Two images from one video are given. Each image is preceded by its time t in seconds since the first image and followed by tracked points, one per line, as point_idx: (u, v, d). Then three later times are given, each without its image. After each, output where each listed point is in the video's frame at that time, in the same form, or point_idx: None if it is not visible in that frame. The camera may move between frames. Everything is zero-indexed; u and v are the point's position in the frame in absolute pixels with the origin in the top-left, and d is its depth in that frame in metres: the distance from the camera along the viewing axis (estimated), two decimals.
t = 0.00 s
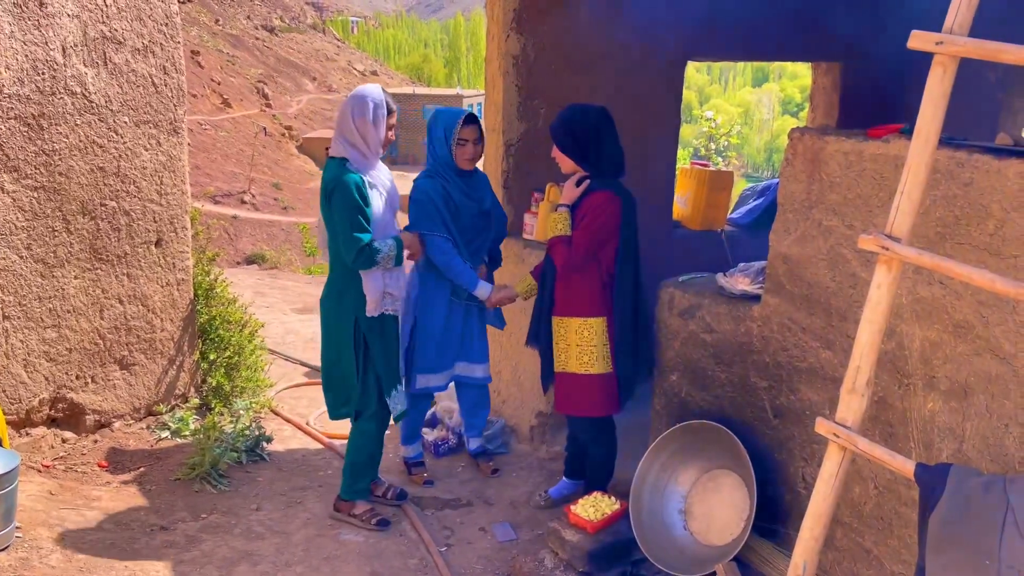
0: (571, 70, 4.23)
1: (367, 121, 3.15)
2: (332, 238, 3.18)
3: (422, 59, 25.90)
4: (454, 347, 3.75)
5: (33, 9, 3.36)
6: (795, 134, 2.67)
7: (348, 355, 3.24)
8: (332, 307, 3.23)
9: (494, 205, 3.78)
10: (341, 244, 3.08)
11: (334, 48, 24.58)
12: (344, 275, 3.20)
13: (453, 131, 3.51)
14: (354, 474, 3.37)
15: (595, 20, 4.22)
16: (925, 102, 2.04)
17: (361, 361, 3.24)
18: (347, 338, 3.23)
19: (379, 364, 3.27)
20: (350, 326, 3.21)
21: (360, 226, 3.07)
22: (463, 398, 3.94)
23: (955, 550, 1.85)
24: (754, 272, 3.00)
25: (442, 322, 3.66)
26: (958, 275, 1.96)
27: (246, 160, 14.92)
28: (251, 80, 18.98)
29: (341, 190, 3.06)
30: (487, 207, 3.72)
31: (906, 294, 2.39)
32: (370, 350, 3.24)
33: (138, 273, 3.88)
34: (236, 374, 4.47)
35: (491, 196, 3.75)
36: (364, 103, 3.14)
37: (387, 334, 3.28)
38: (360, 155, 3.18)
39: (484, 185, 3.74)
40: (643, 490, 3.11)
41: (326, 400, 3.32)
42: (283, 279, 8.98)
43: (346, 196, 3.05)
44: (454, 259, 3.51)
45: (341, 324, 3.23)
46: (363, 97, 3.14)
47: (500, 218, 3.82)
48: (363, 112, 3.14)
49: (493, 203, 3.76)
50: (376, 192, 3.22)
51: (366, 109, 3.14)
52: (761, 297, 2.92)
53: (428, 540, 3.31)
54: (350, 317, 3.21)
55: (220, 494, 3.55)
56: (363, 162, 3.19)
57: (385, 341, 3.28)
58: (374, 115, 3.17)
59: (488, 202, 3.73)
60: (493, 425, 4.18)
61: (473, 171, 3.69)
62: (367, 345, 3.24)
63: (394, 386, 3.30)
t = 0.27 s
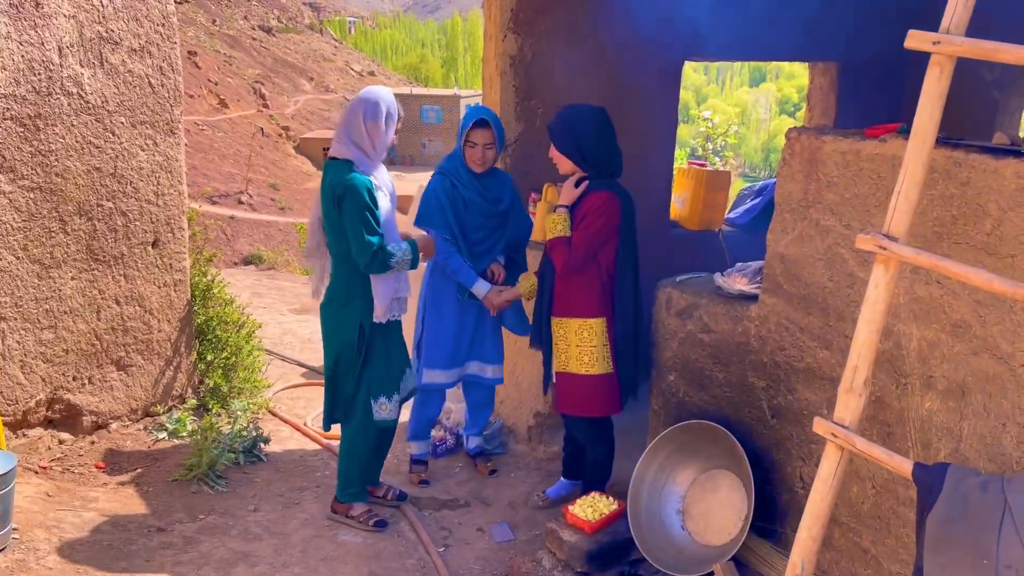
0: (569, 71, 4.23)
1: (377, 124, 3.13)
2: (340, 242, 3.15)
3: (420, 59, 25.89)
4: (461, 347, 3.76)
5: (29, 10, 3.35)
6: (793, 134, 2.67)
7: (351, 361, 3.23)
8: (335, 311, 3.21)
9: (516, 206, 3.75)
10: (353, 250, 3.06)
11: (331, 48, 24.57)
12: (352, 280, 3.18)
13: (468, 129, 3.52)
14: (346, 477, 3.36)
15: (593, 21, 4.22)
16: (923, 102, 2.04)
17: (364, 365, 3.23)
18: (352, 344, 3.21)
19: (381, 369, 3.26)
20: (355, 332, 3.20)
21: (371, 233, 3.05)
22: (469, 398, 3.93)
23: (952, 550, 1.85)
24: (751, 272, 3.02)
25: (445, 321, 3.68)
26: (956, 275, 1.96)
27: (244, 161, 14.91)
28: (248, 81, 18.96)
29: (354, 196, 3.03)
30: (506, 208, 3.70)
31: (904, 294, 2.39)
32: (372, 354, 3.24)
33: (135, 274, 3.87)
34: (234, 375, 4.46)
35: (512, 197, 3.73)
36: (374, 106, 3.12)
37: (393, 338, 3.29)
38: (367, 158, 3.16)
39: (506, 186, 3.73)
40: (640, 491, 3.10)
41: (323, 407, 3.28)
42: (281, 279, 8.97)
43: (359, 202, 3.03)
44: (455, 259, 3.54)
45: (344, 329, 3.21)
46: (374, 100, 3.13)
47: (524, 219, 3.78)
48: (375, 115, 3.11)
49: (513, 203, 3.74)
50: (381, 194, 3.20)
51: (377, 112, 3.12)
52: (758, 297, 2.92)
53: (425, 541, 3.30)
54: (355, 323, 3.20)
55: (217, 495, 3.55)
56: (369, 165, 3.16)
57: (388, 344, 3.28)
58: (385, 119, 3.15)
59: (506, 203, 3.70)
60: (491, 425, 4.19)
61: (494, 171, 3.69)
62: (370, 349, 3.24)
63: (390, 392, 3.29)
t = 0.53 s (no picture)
0: (566, 71, 4.23)
1: (389, 129, 3.16)
2: (349, 243, 3.12)
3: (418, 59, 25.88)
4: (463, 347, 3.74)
5: (26, 10, 3.35)
6: (790, 134, 2.67)
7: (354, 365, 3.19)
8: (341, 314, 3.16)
9: (524, 206, 3.72)
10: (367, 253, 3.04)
11: (329, 49, 24.55)
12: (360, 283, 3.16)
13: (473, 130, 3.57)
14: (348, 478, 3.33)
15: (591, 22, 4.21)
16: (920, 103, 2.04)
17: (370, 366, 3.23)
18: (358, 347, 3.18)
19: (384, 371, 3.28)
20: (362, 334, 3.18)
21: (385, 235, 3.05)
22: (471, 397, 3.94)
23: (951, 550, 1.85)
24: (750, 272, 2.99)
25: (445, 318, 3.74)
26: (954, 275, 1.96)
27: (241, 161, 14.90)
28: (246, 81, 18.95)
29: (370, 199, 3.01)
30: (512, 207, 3.68)
31: (902, 294, 2.39)
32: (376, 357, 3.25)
33: (133, 275, 3.87)
34: (231, 376, 4.44)
35: (520, 196, 3.71)
36: (388, 110, 3.13)
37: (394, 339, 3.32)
38: (375, 161, 3.18)
39: (516, 186, 3.72)
40: (639, 491, 3.11)
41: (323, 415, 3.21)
42: (279, 280, 8.96)
43: (374, 205, 3.02)
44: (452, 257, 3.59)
45: (349, 331, 3.18)
46: (388, 104, 3.14)
47: (533, 220, 3.75)
48: (388, 120, 3.13)
49: (523, 204, 3.72)
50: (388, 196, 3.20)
51: (391, 117, 3.14)
52: (756, 297, 2.92)
53: (424, 542, 3.30)
54: (362, 325, 3.18)
55: (215, 496, 3.54)
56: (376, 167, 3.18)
57: (390, 345, 3.30)
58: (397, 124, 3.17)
59: (512, 203, 3.67)
60: (490, 425, 4.17)
61: (504, 170, 3.68)
62: (375, 352, 3.24)
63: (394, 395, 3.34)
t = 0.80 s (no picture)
0: (564, 73, 4.24)
1: (395, 130, 3.13)
2: (363, 244, 3.10)
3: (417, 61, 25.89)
4: (456, 346, 3.77)
5: (24, 12, 3.34)
6: (789, 136, 2.68)
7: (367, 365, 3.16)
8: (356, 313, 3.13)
9: (523, 209, 3.70)
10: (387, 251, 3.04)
11: (328, 50, 24.54)
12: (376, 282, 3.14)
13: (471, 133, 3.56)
14: (349, 479, 3.32)
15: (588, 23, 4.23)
16: (917, 106, 2.05)
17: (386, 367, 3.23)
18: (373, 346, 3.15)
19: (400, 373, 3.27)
20: (378, 334, 3.16)
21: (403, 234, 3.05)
22: (469, 399, 3.94)
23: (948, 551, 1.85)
24: (748, 274, 3.04)
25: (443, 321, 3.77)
26: (951, 276, 1.97)
27: (240, 163, 14.90)
28: (245, 82, 18.95)
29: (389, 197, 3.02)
30: (509, 210, 3.66)
31: (900, 295, 2.40)
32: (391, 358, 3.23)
33: (131, 276, 3.87)
34: (230, 377, 4.43)
35: (519, 199, 3.68)
36: (394, 111, 3.11)
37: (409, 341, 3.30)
38: (385, 163, 3.15)
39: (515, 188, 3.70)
40: (637, 490, 3.11)
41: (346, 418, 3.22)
42: (277, 281, 8.96)
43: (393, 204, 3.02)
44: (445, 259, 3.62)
45: (365, 333, 3.14)
46: (394, 105, 3.13)
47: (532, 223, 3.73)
48: (395, 121, 3.11)
49: (522, 206, 3.70)
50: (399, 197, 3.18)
51: (398, 118, 3.12)
52: (754, 298, 2.93)
53: (422, 543, 3.30)
54: (378, 325, 3.15)
55: (214, 497, 3.54)
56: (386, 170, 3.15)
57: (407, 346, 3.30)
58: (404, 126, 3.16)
59: (509, 205, 3.65)
60: (488, 426, 4.17)
61: (504, 172, 3.65)
62: (391, 352, 3.23)
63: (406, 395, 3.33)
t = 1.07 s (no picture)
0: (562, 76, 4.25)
1: (398, 130, 3.14)
2: (369, 244, 3.11)
3: (416, 62, 25.91)
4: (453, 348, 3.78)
5: (23, 13, 3.34)
6: (786, 138, 2.68)
7: (379, 362, 3.18)
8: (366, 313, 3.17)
9: (515, 208, 3.73)
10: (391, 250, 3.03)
11: (326, 51, 24.56)
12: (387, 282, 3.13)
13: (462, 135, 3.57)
14: (355, 478, 3.32)
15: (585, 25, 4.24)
16: (915, 108, 2.05)
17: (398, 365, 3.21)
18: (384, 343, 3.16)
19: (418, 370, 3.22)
20: (387, 333, 3.16)
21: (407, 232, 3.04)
22: (466, 401, 3.94)
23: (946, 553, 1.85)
24: (746, 276, 3.06)
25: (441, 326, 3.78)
26: (949, 279, 1.98)
27: (239, 164, 14.90)
28: (244, 84, 18.95)
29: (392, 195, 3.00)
30: (502, 210, 3.69)
31: (897, 297, 2.40)
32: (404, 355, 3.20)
33: (129, 278, 3.87)
34: (228, 379, 4.43)
35: (511, 199, 3.71)
36: (394, 111, 3.12)
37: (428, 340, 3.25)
38: (392, 163, 3.15)
39: (507, 188, 3.72)
40: (636, 491, 3.11)
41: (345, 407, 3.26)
42: (276, 282, 8.96)
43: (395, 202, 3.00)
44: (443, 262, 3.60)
45: (373, 330, 3.17)
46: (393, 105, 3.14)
47: (524, 223, 3.77)
48: (396, 121, 3.12)
49: (514, 206, 3.73)
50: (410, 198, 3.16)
51: (400, 118, 3.13)
52: (752, 300, 2.94)
53: (420, 544, 3.30)
54: (387, 325, 3.16)
55: (212, 498, 3.54)
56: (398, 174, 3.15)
57: (425, 347, 3.24)
58: (403, 124, 3.15)
59: (502, 205, 3.68)
60: (487, 428, 4.16)
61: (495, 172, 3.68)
62: (402, 351, 3.20)
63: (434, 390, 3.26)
